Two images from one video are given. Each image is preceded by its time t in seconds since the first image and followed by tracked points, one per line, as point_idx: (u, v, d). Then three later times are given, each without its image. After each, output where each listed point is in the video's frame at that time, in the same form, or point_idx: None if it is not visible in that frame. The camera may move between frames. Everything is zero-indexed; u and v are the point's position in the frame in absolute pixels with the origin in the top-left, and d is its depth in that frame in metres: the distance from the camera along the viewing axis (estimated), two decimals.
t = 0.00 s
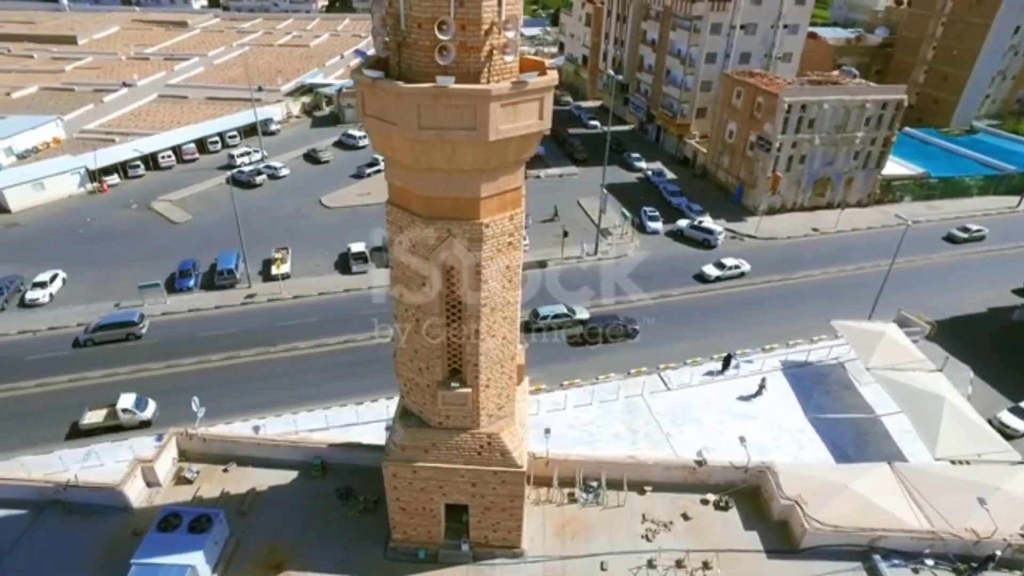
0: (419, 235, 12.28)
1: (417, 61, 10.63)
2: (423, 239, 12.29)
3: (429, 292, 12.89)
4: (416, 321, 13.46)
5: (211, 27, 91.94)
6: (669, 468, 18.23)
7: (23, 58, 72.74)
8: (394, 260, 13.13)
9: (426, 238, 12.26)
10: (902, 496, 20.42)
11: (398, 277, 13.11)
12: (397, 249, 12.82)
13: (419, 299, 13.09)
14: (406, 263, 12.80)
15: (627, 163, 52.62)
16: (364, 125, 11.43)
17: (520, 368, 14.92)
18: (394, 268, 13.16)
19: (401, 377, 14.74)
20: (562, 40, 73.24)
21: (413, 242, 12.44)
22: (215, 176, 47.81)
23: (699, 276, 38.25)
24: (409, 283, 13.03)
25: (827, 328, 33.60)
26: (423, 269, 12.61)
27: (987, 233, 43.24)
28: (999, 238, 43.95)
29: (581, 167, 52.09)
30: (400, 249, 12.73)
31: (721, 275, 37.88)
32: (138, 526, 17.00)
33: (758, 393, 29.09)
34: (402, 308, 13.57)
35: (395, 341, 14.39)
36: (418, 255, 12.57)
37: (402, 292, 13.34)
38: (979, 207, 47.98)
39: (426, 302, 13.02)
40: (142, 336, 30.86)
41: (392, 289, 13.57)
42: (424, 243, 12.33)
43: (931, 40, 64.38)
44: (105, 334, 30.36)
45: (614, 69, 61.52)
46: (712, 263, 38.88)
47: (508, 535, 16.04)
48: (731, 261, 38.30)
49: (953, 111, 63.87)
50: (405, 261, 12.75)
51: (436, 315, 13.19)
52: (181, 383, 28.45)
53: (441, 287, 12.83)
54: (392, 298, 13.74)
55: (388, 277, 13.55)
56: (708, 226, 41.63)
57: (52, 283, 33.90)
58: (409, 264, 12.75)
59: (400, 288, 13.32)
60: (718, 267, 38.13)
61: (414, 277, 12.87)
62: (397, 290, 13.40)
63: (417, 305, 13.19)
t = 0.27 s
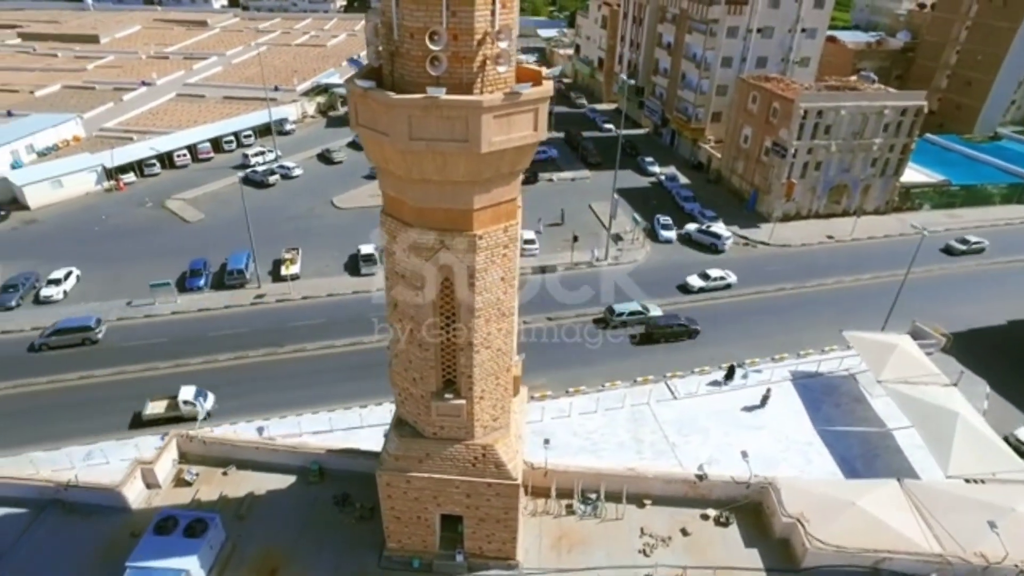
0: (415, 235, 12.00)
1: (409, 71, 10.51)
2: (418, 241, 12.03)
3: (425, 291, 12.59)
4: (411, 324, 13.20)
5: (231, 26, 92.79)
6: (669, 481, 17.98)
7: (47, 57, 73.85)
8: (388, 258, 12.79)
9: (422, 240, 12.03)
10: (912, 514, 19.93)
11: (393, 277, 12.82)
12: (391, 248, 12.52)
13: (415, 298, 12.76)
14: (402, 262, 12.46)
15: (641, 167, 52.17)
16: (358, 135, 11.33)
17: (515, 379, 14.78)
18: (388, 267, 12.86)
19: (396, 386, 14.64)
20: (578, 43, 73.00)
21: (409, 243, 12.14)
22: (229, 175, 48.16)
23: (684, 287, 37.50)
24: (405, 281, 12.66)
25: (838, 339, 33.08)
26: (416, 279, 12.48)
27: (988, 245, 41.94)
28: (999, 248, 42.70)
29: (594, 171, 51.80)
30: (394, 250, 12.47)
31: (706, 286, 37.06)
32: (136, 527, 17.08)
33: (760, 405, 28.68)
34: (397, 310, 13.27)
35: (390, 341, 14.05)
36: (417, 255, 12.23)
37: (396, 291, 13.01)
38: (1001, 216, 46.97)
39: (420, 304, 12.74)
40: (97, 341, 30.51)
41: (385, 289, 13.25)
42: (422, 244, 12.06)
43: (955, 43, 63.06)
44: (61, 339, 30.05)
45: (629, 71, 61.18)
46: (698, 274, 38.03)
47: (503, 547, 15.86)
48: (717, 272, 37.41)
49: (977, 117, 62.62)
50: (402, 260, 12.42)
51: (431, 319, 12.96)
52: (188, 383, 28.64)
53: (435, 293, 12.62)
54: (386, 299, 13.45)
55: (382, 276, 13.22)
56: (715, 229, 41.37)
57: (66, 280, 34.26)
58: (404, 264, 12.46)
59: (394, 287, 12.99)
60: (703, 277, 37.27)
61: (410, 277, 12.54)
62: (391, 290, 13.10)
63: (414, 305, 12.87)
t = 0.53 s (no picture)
0: (413, 237, 11.82)
1: (404, 81, 10.46)
2: (416, 245, 11.88)
3: (423, 292, 12.38)
4: (409, 327, 13.01)
5: (253, 26, 93.73)
6: (671, 495, 17.75)
7: (73, 56, 75.25)
8: (387, 256, 12.56)
9: (420, 245, 11.88)
10: (923, 533, 19.44)
11: (391, 277, 12.64)
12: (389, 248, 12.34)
13: (414, 298, 12.54)
14: (401, 262, 12.26)
15: (656, 171, 51.71)
16: (354, 145, 11.30)
17: (513, 391, 14.70)
18: (386, 266, 12.67)
19: (393, 395, 14.60)
20: (596, 45, 72.73)
21: (408, 246, 11.96)
22: (245, 175, 48.63)
23: (665, 297, 36.82)
24: (405, 281, 12.47)
25: (852, 350, 32.54)
26: (413, 291, 12.43)
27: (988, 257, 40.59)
28: (1000, 260, 41.35)
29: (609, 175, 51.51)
30: (392, 251, 12.32)
31: (688, 297, 36.31)
32: (137, 527, 17.25)
33: (767, 416, 28.29)
34: (395, 310, 13.06)
35: (388, 343, 13.84)
36: (417, 256, 12.01)
37: (395, 290, 12.80)
38: None
39: (417, 311, 12.60)
40: (55, 344, 30.38)
41: (383, 294, 13.12)
42: (420, 246, 11.87)
43: (982, 48, 62.00)
44: (18, 341, 29.96)
45: (646, 74, 60.78)
46: (681, 284, 37.30)
47: (500, 558, 15.72)
48: (699, 282, 36.64)
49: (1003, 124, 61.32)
50: (401, 259, 12.22)
51: (429, 324, 12.82)
52: (197, 382, 28.90)
53: (432, 298, 12.48)
54: (383, 301, 13.29)
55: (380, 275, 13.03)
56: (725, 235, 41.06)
57: (83, 277, 34.78)
58: (403, 264, 12.26)
59: (393, 287, 12.80)
60: (685, 288, 36.55)
61: (409, 277, 12.35)
62: (389, 290, 12.91)
63: (412, 306, 12.65)
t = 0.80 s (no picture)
0: (413, 236, 11.68)
1: (403, 91, 10.43)
2: (415, 255, 11.84)
3: (421, 293, 12.24)
4: (409, 329, 12.86)
5: (280, 25, 94.87)
6: (675, 510, 17.47)
7: (106, 54, 76.93)
8: (386, 254, 12.41)
9: (420, 246, 11.76)
10: (939, 556, 18.82)
11: (390, 276, 12.49)
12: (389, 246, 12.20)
13: (414, 298, 12.38)
14: (400, 261, 12.11)
15: (677, 176, 51.11)
16: (354, 154, 11.29)
17: (513, 401, 14.61)
18: (386, 264, 12.52)
19: (393, 402, 14.59)
20: (620, 47, 72.31)
21: (407, 246, 11.82)
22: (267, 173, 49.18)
23: (642, 308, 36.11)
24: (405, 281, 12.32)
25: (872, 364, 31.82)
26: (411, 300, 12.40)
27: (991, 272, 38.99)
28: (1006, 276, 39.70)
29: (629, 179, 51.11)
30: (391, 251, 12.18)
31: (665, 307, 35.57)
32: (143, 524, 17.50)
33: (777, 428, 27.81)
34: (395, 310, 12.91)
35: (387, 344, 13.69)
36: (418, 256, 11.86)
37: (394, 289, 12.65)
38: None
39: (417, 320, 12.56)
40: (12, 343, 30.30)
41: (383, 302, 13.10)
42: (421, 245, 11.73)
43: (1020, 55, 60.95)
44: None
45: (670, 78, 60.26)
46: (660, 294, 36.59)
47: (497, 569, 15.59)
48: (678, 293, 35.86)
49: None
50: (400, 259, 12.07)
51: (428, 329, 12.72)
52: (211, 379, 29.26)
53: (431, 304, 12.39)
54: (383, 300, 13.16)
55: (380, 273, 12.86)
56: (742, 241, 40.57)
57: (105, 272, 35.42)
58: (403, 264, 12.11)
59: (392, 286, 12.65)
60: (663, 298, 35.83)
61: (409, 277, 12.20)
62: (388, 289, 12.76)
63: (411, 306, 12.49)
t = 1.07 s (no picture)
0: (413, 236, 11.56)
1: (404, 99, 10.42)
2: (415, 261, 11.81)
3: (422, 295, 12.15)
4: (410, 333, 12.80)
5: (308, 25, 95.93)
6: (680, 523, 17.23)
7: (138, 51, 78.51)
8: (387, 252, 12.29)
9: (421, 248, 11.68)
10: None
11: (391, 275, 12.38)
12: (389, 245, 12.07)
13: (415, 299, 12.27)
14: (401, 261, 11.99)
15: (699, 181, 50.52)
16: (356, 160, 11.31)
17: (515, 410, 14.56)
18: (387, 263, 12.40)
19: (395, 406, 14.60)
20: (645, 50, 71.81)
21: (407, 246, 11.70)
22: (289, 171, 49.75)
23: (621, 316, 35.65)
24: (405, 282, 12.22)
25: (892, 378, 31.12)
26: (412, 306, 12.37)
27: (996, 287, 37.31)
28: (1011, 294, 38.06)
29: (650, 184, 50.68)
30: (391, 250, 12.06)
31: (644, 315, 35.06)
32: (151, 518, 17.79)
33: (787, 440, 27.36)
34: (397, 310, 12.82)
35: (389, 346, 13.65)
36: (419, 256, 11.76)
37: (395, 288, 12.55)
38: None
39: (418, 326, 12.54)
40: None
41: (385, 306, 13.11)
42: (421, 245, 11.60)
43: None
44: None
45: (694, 82, 59.68)
46: (641, 302, 36.09)
47: None
48: (659, 302, 35.31)
49: None
50: (401, 259, 11.94)
51: (429, 335, 12.68)
52: (227, 376, 29.64)
53: (432, 311, 12.34)
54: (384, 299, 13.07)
55: (382, 274, 12.79)
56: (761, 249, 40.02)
57: (128, 266, 36.13)
58: (404, 264, 11.99)
59: (393, 286, 12.54)
60: (643, 306, 35.34)
61: (409, 277, 12.08)
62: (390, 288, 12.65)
63: (412, 306, 12.39)
